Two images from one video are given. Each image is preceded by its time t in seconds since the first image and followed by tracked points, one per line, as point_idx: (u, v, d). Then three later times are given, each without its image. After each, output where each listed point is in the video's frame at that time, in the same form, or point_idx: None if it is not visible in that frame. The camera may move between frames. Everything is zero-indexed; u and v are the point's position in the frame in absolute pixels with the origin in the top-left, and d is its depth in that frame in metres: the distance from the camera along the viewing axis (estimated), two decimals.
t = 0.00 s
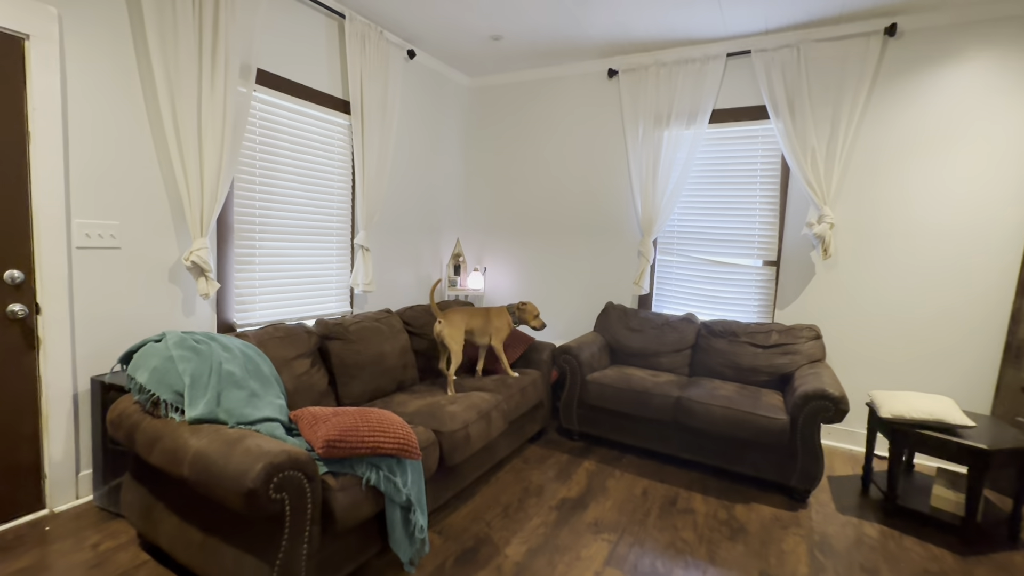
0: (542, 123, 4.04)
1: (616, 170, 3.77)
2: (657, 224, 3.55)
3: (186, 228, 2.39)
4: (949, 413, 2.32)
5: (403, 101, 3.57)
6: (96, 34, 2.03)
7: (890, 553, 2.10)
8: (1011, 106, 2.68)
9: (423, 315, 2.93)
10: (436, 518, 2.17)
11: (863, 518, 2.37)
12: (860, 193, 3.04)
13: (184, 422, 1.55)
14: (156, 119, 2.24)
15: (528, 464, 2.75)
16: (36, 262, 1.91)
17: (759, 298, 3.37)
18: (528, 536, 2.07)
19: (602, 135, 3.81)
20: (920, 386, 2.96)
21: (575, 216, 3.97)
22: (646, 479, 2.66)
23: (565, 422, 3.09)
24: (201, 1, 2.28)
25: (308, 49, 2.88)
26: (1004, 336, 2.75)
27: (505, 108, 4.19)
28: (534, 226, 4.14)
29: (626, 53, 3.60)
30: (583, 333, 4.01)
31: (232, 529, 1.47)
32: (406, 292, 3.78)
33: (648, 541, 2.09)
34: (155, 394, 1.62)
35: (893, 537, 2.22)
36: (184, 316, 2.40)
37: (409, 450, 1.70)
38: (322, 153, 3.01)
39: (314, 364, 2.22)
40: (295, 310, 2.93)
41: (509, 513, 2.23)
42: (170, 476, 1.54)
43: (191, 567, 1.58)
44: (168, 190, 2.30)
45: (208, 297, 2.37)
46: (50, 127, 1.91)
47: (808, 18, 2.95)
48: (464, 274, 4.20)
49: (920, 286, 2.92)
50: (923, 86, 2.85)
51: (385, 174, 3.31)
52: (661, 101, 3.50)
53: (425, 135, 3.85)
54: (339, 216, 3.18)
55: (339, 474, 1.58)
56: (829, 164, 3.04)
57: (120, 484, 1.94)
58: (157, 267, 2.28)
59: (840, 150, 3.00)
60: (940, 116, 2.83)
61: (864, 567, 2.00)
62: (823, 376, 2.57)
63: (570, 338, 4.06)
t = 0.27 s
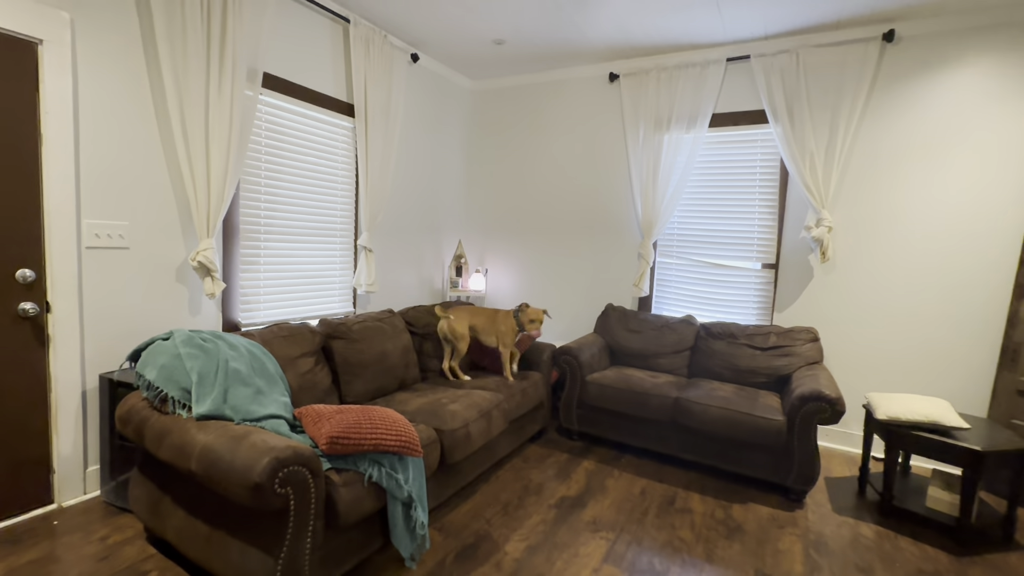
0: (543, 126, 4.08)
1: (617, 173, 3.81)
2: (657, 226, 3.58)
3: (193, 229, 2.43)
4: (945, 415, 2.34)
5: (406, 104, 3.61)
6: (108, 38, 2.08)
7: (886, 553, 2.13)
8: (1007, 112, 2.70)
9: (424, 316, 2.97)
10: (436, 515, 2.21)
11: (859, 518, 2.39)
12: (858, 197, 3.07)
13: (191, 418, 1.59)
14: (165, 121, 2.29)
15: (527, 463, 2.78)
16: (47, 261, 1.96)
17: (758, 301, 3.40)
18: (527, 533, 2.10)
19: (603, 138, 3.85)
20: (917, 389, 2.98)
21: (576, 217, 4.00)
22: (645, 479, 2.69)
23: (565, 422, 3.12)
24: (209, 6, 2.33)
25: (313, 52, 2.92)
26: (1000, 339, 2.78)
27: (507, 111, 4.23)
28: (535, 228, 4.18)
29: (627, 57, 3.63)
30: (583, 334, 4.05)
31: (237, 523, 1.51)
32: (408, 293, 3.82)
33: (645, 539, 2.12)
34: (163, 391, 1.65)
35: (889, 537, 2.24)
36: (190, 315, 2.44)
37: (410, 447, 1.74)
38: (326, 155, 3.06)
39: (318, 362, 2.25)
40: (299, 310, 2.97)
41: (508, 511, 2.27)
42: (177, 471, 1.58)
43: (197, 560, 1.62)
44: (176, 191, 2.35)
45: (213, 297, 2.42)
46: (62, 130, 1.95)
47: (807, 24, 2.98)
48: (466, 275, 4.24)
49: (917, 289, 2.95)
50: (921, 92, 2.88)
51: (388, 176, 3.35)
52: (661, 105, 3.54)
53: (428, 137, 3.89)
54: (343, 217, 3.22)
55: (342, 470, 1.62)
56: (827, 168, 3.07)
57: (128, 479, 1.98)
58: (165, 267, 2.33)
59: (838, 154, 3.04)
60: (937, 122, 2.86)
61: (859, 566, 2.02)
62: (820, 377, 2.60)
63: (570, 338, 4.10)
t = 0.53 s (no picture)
0: (541, 127, 4.10)
1: (615, 174, 3.83)
2: (654, 227, 3.61)
3: (193, 228, 2.46)
4: (935, 415, 2.37)
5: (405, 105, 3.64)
6: (109, 39, 2.10)
7: (876, 551, 2.15)
8: (1000, 116, 2.73)
9: (422, 315, 3.00)
10: (432, 511, 2.23)
11: (851, 517, 2.42)
12: (853, 199, 3.09)
13: (190, 415, 1.61)
14: (165, 121, 2.31)
15: (523, 461, 2.81)
16: (48, 259, 1.98)
17: (753, 302, 3.42)
18: (522, 530, 2.12)
19: (600, 139, 3.87)
20: (910, 389, 3.01)
21: (573, 217, 4.02)
22: (639, 477, 2.71)
23: (561, 421, 3.14)
24: (209, 6, 2.34)
25: (312, 53, 2.94)
26: (993, 340, 2.80)
27: (506, 112, 4.25)
28: (533, 228, 4.20)
29: (625, 59, 3.66)
30: (580, 333, 4.07)
31: (235, 517, 1.53)
32: (406, 292, 3.84)
33: (639, 536, 2.14)
34: (162, 388, 1.68)
35: (880, 536, 2.27)
36: (189, 313, 2.46)
37: (406, 444, 1.76)
38: (325, 155, 3.08)
39: (315, 360, 2.28)
40: (297, 308, 2.99)
41: (504, 508, 2.29)
42: (176, 466, 1.60)
43: (196, 555, 1.64)
44: (176, 190, 2.37)
45: (213, 295, 2.44)
46: (64, 129, 1.98)
47: (803, 27, 3.00)
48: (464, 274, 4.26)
49: (911, 291, 2.97)
50: (916, 94, 2.91)
51: (387, 176, 3.37)
52: (658, 107, 3.56)
53: (427, 137, 3.91)
54: (342, 217, 3.24)
55: (339, 466, 1.64)
56: (822, 170, 3.09)
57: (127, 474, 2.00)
58: (165, 265, 2.35)
59: (833, 156, 3.06)
60: (931, 125, 2.88)
61: (849, 564, 2.05)
62: (813, 378, 2.63)
63: (567, 338, 4.12)
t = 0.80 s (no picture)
0: (546, 122, 4.09)
1: (619, 169, 3.82)
2: (659, 222, 3.59)
3: (199, 222, 2.48)
4: (941, 410, 2.35)
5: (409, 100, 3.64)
6: (116, 33, 2.12)
7: (879, 547, 2.14)
8: (1009, 111, 2.70)
9: (426, 309, 3.01)
10: (435, 503, 2.25)
11: (854, 513, 2.41)
12: (859, 194, 3.07)
13: (196, 405, 1.63)
14: (172, 116, 2.33)
15: (526, 455, 2.82)
16: (57, 252, 2.01)
17: (758, 297, 3.41)
18: (524, 523, 2.13)
19: (605, 134, 3.86)
20: (916, 386, 2.99)
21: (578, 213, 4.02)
22: (642, 472, 2.72)
23: (564, 416, 3.15)
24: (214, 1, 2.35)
25: (317, 48, 2.95)
26: (1000, 337, 2.78)
27: (510, 107, 4.25)
28: (537, 224, 4.20)
29: (630, 53, 3.64)
30: (584, 329, 4.07)
31: (240, 506, 1.55)
32: (411, 287, 3.85)
33: (640, 530, 2.15)
34: (168, 378, 1.70)
35: (883, 531, 2.26)
36: (196, 306, 2.49)
37: (409, 436, 1.78)
38: (330, 150, 3.09)
39: (320, 353, 2.29)
40: (302, 302, 3.01)
41: (506, 501, 2.30)
42: (182, 455, 1.62)
43: (202, 543, 1.67)
44: (181, 185, 2.39)
45: (219, 288, 2.46)
46: (71, 123, 2.00)
47: (810, 20, 2.98)
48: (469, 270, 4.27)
49: (917, 287, 2.95)
50: (924, 89, 2.88)
51: (392, 171, 3.38)
52: (663, 102, 3.54)
53: (431, 133, 3.92)
54: (347, 211, 3.26)
55: (342, 457, 1.66)
56: (829, 165, 3.07)
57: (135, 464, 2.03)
58: (171, 259, 2.37)
59: (840, 151, 3.04)
60: (939, 120, 2.85)
61: (852, 558, 2.05)
62: (818, 373, 2.62)
63: (571, 333, 4.13)
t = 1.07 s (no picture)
0: (548, 122, 4.10)
1: (622, 170, 3.82)
2: (661, 222, 3.59)
3: (203, 222, 2.49)
4: (944, 411, 2.34)
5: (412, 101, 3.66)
6: (121, 34, 2.13)
7: (882, 547, 2.14)
8: (1013, 111, 2.69)
9: (428, 309, 3.02)
10: (437, 502, 2.25)
11: (856, 513, 2.41)
12: (861, 195, 3.07)
13: (200, 402, 1.64)
14: (176, 116, 2.34)
15: (528, 454, 2.82)
16: (62, 250, 2.02)
17: (760, 298, 3.41)
18: (525, 522, 2.14)
19: (607, 134, 3.86)
20: (919, 386, 2.98)
21: (580, 213, 4.02)
22: (644, 471, 2.71)
23: (566, 415, 3.15)
24: (219, 2, 2.37)
25: (320, 48, 2.96)
26: (1003, 338, 2.77)
27: (513, 107, 4.25)
28: (539, 224, 4.20)
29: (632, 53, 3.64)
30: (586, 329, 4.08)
31: (243, 503, 1.56)
32: (413, 286, 3.86)
33: (642, 529, 2.15)
34: (172, 376, 1.71)
35: (885, 532, 2.26)
36: (200, 304, 2.50)
37: (411, 434, 1.78)
38: (333, 150, 3.10)
39: (322, 352, 2.30)
40: (305, 301, 3.02)
41: (508, 500, 2.31)
42: (186, 452, 1.63)
43: (205, 540, 1.68)
44: (185, 184, 2.40)
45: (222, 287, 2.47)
46: (77, 123, 2.01)
47: (812, 20, 2.97)
48: (471, 270, 4.27)
49: (920, 287, 2.94)
50: (926, 89, 2.87)
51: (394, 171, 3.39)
52: (666, 102, 3.54)
53: (434, 133, 3.93)
54: (350, 211, 3.27)
55: (344, 455, 1.67)
56: (831, 166, 3.07)
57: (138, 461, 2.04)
58: (175, 258, 2.39)
59: (842, 151, 3.03)
60: (942, 120, 2.85)
61: (854, 559, 2.04)
62: (820, 374, 2.61)
63: (573, 333, 4.13)
